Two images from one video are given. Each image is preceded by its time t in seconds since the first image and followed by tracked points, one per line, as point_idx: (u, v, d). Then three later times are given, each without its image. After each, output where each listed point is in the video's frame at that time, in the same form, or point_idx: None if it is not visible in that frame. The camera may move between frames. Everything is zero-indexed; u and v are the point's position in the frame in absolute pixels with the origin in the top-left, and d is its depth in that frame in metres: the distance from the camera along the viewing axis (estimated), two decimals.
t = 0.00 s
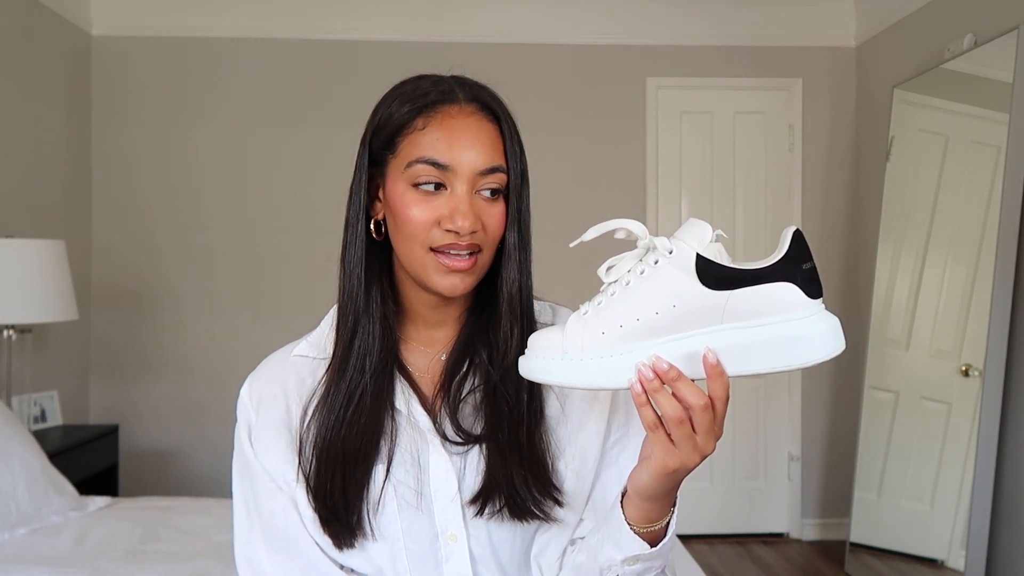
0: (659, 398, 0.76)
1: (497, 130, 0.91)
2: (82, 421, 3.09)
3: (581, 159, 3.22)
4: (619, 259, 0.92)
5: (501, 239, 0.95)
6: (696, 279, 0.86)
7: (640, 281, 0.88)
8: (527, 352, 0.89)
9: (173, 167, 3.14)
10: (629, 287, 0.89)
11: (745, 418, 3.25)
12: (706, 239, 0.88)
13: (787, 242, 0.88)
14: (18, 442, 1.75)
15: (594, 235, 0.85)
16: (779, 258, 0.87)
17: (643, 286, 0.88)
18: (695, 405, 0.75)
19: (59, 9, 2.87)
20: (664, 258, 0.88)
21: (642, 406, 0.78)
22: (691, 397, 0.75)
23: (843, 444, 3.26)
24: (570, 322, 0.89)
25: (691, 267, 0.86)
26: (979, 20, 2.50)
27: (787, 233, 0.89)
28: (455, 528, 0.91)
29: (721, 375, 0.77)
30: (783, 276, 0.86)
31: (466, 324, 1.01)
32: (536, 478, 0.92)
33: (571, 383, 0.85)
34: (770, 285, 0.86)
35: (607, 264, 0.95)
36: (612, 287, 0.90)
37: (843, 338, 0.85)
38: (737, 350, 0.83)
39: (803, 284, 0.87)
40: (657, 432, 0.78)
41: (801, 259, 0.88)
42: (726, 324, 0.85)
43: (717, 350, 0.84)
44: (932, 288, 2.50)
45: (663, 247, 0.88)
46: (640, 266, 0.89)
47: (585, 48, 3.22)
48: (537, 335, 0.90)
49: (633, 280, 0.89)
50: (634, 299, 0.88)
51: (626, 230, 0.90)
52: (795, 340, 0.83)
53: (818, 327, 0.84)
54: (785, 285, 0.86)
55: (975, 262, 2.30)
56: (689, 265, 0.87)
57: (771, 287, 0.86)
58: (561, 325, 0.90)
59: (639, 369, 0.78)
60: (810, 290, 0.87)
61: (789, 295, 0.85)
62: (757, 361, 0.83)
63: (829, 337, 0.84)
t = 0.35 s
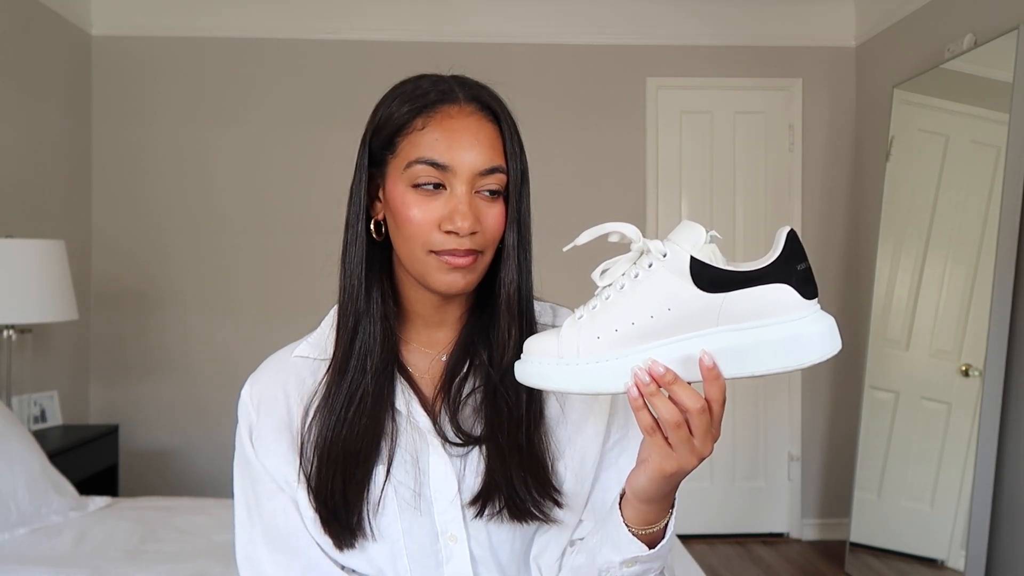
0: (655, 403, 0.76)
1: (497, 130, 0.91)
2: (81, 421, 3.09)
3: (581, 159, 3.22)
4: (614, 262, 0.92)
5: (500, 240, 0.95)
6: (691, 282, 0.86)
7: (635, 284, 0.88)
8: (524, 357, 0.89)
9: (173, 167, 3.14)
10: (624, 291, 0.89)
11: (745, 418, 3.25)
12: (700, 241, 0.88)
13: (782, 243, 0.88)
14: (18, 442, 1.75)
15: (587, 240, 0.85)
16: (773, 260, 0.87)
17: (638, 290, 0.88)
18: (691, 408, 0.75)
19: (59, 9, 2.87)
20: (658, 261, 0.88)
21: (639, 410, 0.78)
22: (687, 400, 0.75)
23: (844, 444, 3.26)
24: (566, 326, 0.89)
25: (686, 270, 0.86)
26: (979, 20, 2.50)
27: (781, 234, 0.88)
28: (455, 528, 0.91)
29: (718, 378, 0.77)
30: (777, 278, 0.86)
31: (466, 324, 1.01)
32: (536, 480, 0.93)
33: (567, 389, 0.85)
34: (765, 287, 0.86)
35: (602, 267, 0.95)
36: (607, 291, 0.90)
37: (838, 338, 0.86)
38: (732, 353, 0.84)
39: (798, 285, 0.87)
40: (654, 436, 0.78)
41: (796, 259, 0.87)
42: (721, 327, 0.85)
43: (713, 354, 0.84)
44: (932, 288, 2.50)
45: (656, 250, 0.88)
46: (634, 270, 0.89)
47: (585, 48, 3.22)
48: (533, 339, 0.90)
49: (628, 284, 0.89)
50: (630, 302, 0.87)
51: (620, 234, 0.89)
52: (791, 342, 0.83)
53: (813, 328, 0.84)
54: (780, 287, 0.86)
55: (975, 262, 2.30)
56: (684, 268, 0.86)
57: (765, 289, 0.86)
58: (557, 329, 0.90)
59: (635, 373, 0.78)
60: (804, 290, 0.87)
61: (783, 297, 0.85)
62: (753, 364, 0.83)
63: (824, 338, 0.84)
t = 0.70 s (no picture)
0: (656, 403, 0.76)
1: (496, 130, 0.91)
2: (82, 421, 3.09)
3: (581, 159, 3.22)
4: (613, 263, 0.92)
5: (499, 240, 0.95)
6: (691, 283, 0.86)
7: (635, 284, 0.88)
8: (524, 357, 0.89)
9: (172, 167, 3.14)
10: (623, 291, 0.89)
11: (745, 417, 3.25)
12: (700, 241, 0.88)
13: (782, 243, 0.87)
14: (18, 442, 1.75)
15: (587, 240, 0.85)
16: (773, 260, 0.87)
17: (638, 290, 0.88)
18: (692, 409, 0.75)
19: (59, 9, 2.87)
20: (658, 262, 0.88)
21: (640, 411, 0.78)
22: (688, 401, 0.75)
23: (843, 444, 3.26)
24: (566, 327, 0.89)
25: (686, 271, 0.86)
26: (979, 20, 2.50)
27: (782, 234, 0.88)
28: (456, 528, 0.91)
29: (718, 379, 0.77)
30: (777, 278, 0.86)
31: (466, 324, 1.01)
32: (537, 480, 0.93)
33: (567, 389, 0.85)
34: (765, 287, 0.86)
35: (601, 268, 0.95)
36: (606, 291, 0.90)
37: (839, 338, 0.86)
38: (733, 354, 0.84)
39: (798, 286, 0.87)
40: (655, 437, 0.78)
41: (796, 259, 0.87)
42: (721, 327, 0.85)
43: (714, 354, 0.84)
44: (933, 288, 2.50)
45: (657, 251, 0.88)
46: (634, 270, 0.89)
47: (584, 48, 3.22)
48: (533, 340, 0.90)
49: (628, 284, 0.89)
50: (629, 303, 0.88)
51: (620, 234, 0.89)
52: (791, 341, 0.83)
53: (814, 328, 0.84)
54: (780, 287, 0.86)
55: (975, 262, 2.30)
56: (684, 268, 0.86)
57: (765, 289, 0.86)
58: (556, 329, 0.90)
59: (636, 374, 0.77)
60: (804, 290, 0.87)
61: (783, 297, 0.85)
62: (752, 364, 0.83)
63: (825, 338, 0.84)
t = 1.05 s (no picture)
0: (656, 406, 0.76)
1: (495, 135, 0.91)
2: (82, 421, 3.09)
3: (581, 159, 3.22)
4: (613, 265, 0.92)
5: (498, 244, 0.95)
6: (692, 285, 0.86)
7: (635, 287, 0.88)
8: (524, 359, 0.89)
9: (172, 167, 3.14)
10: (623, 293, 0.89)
11: (745, 417, 3.25)
12: (701, 243, 0.87)
13: (783, 245, 0.87)
14: (18, 442, 1.75)
15: (586, 241, 0.84)
16: (775, 262, 0.86)
17: (638, 293, 0.88)
18: (692, 413, 0.75)
19: (59, 10, 2.87)
20: (659, 264, 0.87)
21: (640, 413, 0.78)
22: (689, 405, 0.75)
23: (843, 443, 3.26)
24: (565, 328, 0.89)
25: (686, 273, 0.86)
26: (979, 20, 2.50)
27: (784, 236, 0.88)
28: (455, 529, 0.91)
29: (719, 382, 0.76)
30: (779, 280, 0.86)
31: (464, 326, 1.01)
32: (536, 481, 0.93)
33: (567, 392, 0.85)
34: (767, 289, 0.85)
35: (601, 269, 0.95)
36: (606, 292, 0.90)
37: (840, 341, 0.85)
38: (732, 357, 0.84)
39: (799, 288, 0.86)
40: (655, 439, 0.78)
41: (798, 262, 0.87)
42: (722, 329, 0.85)
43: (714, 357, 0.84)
44: (932, 288, 2.50)
45: (657, 253, 0.87)
46: (634, 272, 0.89)
47: (584, 48, 3.22)
48: (532, 341, 0.90)
49: (627, 286, 0.89)
50: (629, 305, 0.87)
51: (620, 235, 0.89)
52: (792, 345, 0.83)
53: (815, 331, 0.84)
54: (782, 289, 0.86)
55: (975, 263, 2.30)
56: (685, 270, 0.86)
57: (767, 292, 0.85)
58: (556, 330, 0.90)
59: (636, 377, 0.77)
60: (806, 292, 0.87)
61: (785, 299, 0.85)
62: (752, 367, 0.83)
63: (826, 342, 0.84)
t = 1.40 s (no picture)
0: (650, 407, 0.76)
1: (497, 136, 0.91)
2: (82, 420, 3.09)
3: (581, 159, 3.22)
4: (606, 267, 0.92)
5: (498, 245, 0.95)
6: (684, 286, 0.86)
7: (628, 289, 0.88)
8: (518, 362, 0.89)
9: (172, 167, 3.14)
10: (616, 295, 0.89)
11: (745, 417, 3.25)
12: (693, 244, 0.87)
13: (774, 244, 0.87)
14: (18, 442, 1.75)
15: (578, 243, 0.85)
16: (767, 262, 0.86)
17: (630, 294, 0.88)
18: (687, 413, 0.75)
19: (59, 10, 2.87)
20: (651, 266, 0.88)
21: (635, 415, 0.78)
22: (684, 405, 0.75)
23: (843, 443, 3.26)
24: (559, 331, 0.89)
25: (678, 273, 0.86)
26: (979, 20, 2.50)
27: (776, 235, 0.88)
28: (454, 529, 0.91)
29: (713, 382, 0.76)
30: (772, 279, 0.86)
31: (464, 327, 1.01)
32: (534, 482, 0.93)
33: (562, 395, 0.85)
34: (759, 289, 0.85)
35: (595, 271, 0.95)
36: (600, 294, 0.90)
37: (835, 339, 0.85)
38: (726, 358, 0.84)
39: (793, 287, 0.86)
40: (651, 441, 0.78)
41: (790, 261, 0.87)
42: (715, 330, 0.85)
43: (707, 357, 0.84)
44: (933, 288, 2.50)
45: (649, 254, 0.88)
46: (626, 273, 0.89)
47: (585, 48, 3.22)
48: (526, 345, 0.90)
49: (620, 288, 0.89)
50: (622, 307, 0.88)
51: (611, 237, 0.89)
52: (786, 343, 0.83)
53: (808, 329, 0.84)
54: (777, 288, 0.85)
55: (975, 263, 2.30)
56: (677, 272, 0.86)
57: (760, 291, 0.85)
58: (550, 333, 0.90)
59: (630, 378, 0.78)
60: (799, 291, 0.86)
61: (778, 298, 0.85)
62: (745, 367, 0.83)
63: (820, 340, 0.83)
